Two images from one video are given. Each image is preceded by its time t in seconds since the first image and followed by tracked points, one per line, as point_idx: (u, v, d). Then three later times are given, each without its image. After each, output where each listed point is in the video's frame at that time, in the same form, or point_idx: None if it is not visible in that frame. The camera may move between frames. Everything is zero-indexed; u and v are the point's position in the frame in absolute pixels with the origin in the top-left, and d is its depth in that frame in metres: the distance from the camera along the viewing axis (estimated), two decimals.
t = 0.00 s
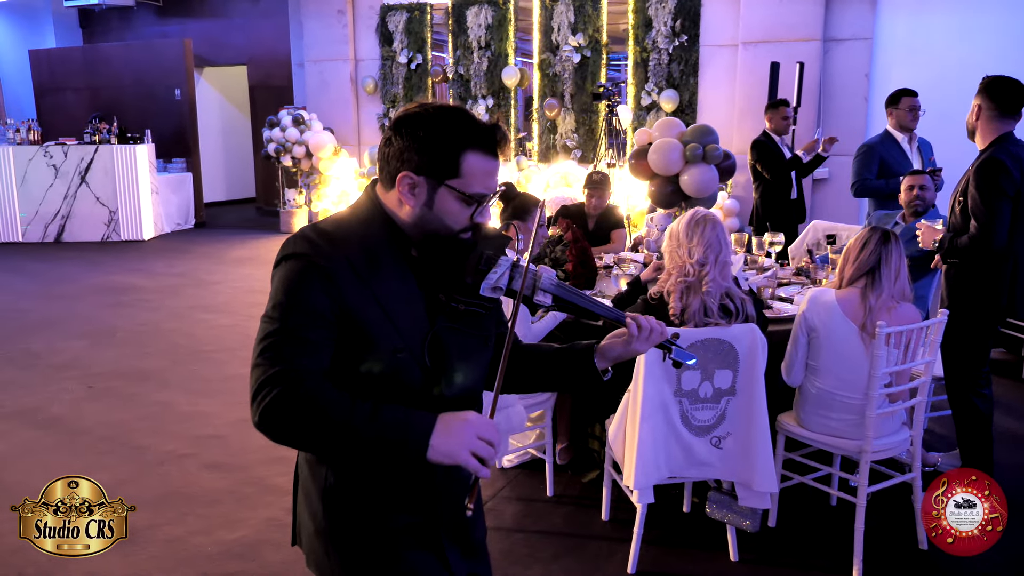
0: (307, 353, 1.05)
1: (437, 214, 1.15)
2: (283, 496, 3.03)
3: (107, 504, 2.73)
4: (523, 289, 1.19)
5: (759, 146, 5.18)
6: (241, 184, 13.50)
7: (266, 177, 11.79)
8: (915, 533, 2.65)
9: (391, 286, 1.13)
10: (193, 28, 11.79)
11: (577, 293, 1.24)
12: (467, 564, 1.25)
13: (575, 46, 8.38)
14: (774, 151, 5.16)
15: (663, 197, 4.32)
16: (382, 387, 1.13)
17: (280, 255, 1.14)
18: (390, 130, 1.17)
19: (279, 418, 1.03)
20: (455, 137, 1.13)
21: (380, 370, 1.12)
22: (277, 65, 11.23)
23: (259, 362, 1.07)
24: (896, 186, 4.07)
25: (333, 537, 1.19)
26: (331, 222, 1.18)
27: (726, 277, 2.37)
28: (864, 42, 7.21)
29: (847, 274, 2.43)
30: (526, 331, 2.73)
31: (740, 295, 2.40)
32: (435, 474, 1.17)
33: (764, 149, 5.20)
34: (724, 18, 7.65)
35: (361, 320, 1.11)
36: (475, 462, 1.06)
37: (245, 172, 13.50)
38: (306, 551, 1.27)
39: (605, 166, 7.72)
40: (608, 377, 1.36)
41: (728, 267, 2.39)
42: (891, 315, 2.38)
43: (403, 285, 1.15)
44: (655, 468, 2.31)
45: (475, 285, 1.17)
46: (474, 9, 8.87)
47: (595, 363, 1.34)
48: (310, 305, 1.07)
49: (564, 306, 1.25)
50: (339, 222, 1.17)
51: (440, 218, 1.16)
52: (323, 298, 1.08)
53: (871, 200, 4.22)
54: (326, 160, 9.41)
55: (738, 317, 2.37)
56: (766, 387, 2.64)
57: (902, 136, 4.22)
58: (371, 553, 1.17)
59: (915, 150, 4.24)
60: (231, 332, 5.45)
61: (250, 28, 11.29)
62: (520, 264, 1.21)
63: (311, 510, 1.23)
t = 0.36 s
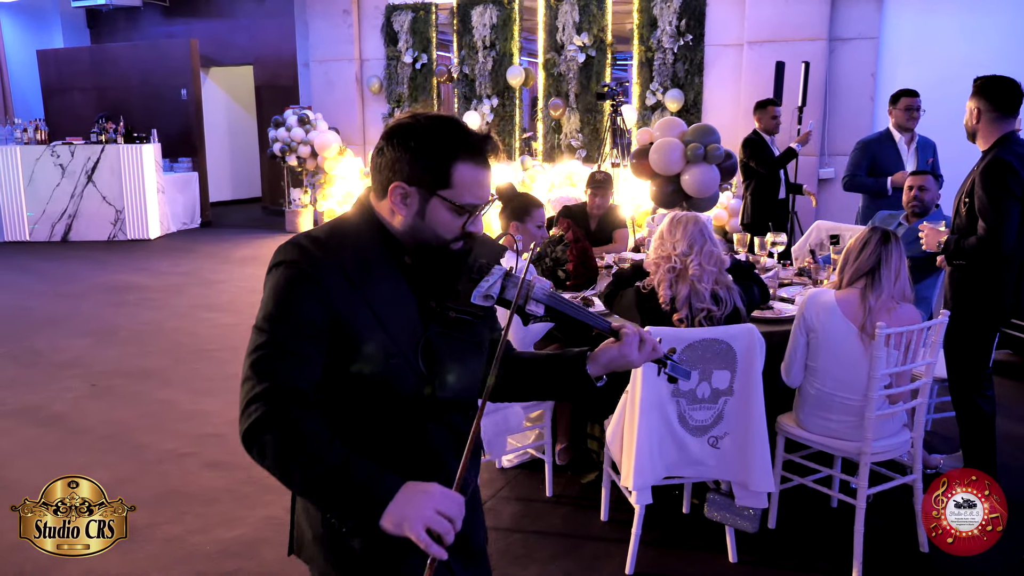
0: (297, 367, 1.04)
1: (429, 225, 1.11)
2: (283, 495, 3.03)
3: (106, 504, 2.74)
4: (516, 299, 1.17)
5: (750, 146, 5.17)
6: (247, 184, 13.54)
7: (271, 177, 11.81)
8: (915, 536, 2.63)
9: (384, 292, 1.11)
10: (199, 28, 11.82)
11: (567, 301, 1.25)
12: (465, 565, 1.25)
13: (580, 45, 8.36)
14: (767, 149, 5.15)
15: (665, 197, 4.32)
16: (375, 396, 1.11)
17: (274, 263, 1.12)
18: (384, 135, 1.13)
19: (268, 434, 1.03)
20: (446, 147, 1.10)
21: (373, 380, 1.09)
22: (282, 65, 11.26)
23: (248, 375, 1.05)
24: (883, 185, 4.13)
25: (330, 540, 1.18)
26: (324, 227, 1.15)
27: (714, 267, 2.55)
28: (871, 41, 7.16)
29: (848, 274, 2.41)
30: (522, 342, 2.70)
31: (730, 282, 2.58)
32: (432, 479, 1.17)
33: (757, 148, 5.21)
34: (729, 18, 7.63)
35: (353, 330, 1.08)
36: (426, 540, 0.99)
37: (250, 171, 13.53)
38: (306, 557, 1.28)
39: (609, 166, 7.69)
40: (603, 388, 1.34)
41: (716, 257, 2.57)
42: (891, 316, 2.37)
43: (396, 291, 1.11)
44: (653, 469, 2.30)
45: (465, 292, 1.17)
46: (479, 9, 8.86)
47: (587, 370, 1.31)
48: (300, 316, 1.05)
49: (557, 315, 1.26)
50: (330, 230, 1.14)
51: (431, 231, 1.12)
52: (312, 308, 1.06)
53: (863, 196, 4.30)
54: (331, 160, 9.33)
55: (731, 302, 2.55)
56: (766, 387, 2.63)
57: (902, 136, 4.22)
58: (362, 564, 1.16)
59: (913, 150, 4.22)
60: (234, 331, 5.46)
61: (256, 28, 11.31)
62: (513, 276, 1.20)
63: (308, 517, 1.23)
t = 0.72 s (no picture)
0: (318, 364, 0.99)
1: (463, 202, 1.09)
2: (290, 492, 3.01)
3: (106, 504, 2.70)
4: (552, 283, 1.12)
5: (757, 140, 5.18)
6: (257, 182, 13.57)
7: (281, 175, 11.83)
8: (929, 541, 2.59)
9: (412, 277, 1.07)
10: (210, 26, 11.84)
11: (603, 284, 1.19)
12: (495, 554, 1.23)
13: (590, 43, 8.35)
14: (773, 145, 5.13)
15: (676, 193, 4.29)
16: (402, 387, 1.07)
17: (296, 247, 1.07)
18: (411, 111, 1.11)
19: (285, 434, 0.98)
20: (481, 119, 1.08)
21: (400, 368, 1.06)
22: (292, 63, 11.27)
23: (266, 370, 1.01)
24: (879, 177, 4.34)
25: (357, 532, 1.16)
26: (344, 211, 1.12)
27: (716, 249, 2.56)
28: (885, 38, 7.03)
29: (864, 270, 2.37)
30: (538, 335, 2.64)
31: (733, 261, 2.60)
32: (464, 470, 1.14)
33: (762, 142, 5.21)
34: (741, 14, 7.57)
35: (380, 318, 1.04)
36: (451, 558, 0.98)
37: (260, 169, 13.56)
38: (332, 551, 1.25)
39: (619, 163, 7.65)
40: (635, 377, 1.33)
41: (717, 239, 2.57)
42: (908, 313, 2.32)
43: (425, 276, 1.08)
44: (664, 467, 2.27)
45: (498, 276, 1.12)
46: (489, 7, 8.83)
47: (624, 355, 1.31)
48: (323, 305, 1.00)
49: (591, 297, 1.20)
50: (354, 212, 1.10)
51: (464, 208, 1.10)
52: (338, 297, 1.01)
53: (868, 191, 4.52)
54: (340, 158, 9.34)
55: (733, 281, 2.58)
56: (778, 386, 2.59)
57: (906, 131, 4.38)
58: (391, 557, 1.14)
59: (916, 143, 4.37)
60: (243, 328, 5.46)
61: (267, 27, 11.33)
62: (546, 256, 1.14)
63: (338, 515, 1.20)
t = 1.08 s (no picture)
0: (416, 340, 0.84)
1: (532, 153, 0.98)
2: (301, 490, 3.01)
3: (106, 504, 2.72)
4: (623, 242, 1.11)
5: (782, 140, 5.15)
6: (273, 180, 13.63)
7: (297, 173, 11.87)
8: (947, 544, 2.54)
9: (482, 245, 0.97)
10: (226, 24, 11.89)
11: (673, 240, 1.21)
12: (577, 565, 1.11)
13: (606, 42, 8.28)
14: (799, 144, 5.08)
15: (693, 191, 4.26)
16: (484, 372, 0.95)
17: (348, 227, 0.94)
18: (449, 71, 1.01)
19: (400, 429, 0.81)
20: (547, 57, 0.96)
21: (485, 346, 0.94)
22: (308, 62, 11.31)
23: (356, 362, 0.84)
24: (878, 174, 4.64)
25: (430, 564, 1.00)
26: (388, 182, 0.99)
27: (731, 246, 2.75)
28: (904, 37, 6.98)
29: (885, 270, 2.34)
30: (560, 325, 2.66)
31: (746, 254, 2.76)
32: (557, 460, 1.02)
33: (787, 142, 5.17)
34: (759, 12, 7.51)
35: (463, 292, 0.92)
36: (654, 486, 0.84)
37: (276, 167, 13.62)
38: None
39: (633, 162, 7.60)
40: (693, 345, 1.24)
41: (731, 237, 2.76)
42: (930, 313, 2.29)
43: (494, 243, 0.98)
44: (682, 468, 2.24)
45: (570, 239, 1.05)
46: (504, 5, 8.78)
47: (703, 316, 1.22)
48: (407, 279, 0.86)
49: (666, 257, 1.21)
50: (402, 180, 0.98)
51: (537, 158, 0.99)
52: (419, 270, 0.88)
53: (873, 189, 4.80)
54: (356, 156, 9.40)
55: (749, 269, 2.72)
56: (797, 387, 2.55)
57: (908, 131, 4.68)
58: None
59: (919, 142, 4.63)
60: (258, 326, 5.47)
61: (284, 26, 11.37)
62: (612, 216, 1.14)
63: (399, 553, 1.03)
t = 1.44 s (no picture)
0: (458, 348, 0.87)
1: (547, 148, 1.02)
2: (295, 495, 3.04)
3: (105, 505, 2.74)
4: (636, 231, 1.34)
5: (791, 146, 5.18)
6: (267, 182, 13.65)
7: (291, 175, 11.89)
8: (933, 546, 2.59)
9: (504, 250, 1.01)
10: (221, 26, 11.90)
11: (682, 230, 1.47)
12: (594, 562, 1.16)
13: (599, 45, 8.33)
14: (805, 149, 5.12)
15: (684, 196, 4.31)
16: (511, 376, 0.99)
17: (375, 238, 0.95)
18: (454, 72, 1.04)
19: (455, 434, 0.83)
20: (552, 51, 1.00)
21: (513, 353, 0.98)
22: (303, 64, 11.33)
23: (401, 370, 0.86)
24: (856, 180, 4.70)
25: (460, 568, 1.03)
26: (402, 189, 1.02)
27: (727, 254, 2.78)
28: (893, 42, 7.08)
29: (869, 274, 2.39)
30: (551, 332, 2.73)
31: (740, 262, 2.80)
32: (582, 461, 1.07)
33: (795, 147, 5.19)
34: (751, 17, 7.58)
35: (492, 298, 0.97)
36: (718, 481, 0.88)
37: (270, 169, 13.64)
38: None
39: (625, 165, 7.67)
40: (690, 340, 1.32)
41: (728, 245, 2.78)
42: (912, 317, 2.34)
43: (512, 247, 1.03)
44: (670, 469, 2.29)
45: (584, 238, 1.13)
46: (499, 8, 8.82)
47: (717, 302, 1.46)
48: (444, 284, 0.89)
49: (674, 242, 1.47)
50: (417, 188, 1.01)
51: (552, 152, 1.02)
52: (452, 275, 0.91)
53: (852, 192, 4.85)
54: (349, 158, 9.42)
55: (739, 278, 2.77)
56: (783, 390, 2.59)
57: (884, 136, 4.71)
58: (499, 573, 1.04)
59: (895, 148, 4.66)
60: (252, 329, 5.49)
61: (279, 28, 11.38)
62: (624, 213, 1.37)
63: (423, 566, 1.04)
